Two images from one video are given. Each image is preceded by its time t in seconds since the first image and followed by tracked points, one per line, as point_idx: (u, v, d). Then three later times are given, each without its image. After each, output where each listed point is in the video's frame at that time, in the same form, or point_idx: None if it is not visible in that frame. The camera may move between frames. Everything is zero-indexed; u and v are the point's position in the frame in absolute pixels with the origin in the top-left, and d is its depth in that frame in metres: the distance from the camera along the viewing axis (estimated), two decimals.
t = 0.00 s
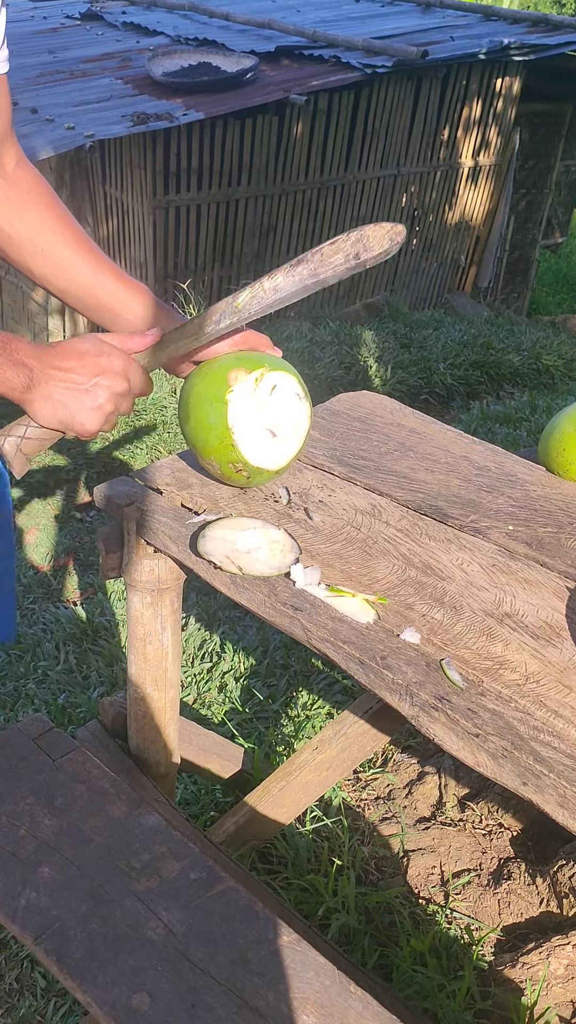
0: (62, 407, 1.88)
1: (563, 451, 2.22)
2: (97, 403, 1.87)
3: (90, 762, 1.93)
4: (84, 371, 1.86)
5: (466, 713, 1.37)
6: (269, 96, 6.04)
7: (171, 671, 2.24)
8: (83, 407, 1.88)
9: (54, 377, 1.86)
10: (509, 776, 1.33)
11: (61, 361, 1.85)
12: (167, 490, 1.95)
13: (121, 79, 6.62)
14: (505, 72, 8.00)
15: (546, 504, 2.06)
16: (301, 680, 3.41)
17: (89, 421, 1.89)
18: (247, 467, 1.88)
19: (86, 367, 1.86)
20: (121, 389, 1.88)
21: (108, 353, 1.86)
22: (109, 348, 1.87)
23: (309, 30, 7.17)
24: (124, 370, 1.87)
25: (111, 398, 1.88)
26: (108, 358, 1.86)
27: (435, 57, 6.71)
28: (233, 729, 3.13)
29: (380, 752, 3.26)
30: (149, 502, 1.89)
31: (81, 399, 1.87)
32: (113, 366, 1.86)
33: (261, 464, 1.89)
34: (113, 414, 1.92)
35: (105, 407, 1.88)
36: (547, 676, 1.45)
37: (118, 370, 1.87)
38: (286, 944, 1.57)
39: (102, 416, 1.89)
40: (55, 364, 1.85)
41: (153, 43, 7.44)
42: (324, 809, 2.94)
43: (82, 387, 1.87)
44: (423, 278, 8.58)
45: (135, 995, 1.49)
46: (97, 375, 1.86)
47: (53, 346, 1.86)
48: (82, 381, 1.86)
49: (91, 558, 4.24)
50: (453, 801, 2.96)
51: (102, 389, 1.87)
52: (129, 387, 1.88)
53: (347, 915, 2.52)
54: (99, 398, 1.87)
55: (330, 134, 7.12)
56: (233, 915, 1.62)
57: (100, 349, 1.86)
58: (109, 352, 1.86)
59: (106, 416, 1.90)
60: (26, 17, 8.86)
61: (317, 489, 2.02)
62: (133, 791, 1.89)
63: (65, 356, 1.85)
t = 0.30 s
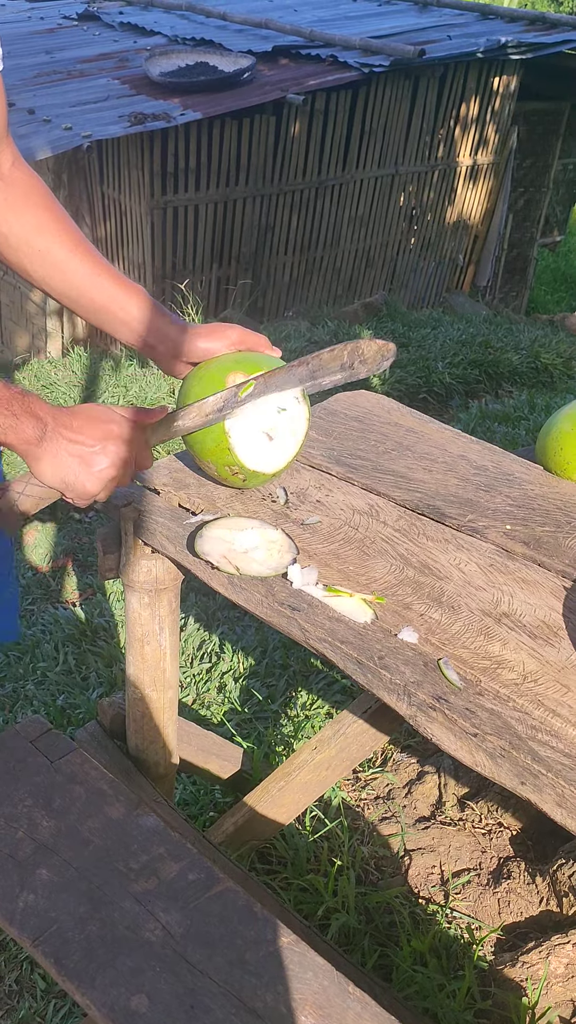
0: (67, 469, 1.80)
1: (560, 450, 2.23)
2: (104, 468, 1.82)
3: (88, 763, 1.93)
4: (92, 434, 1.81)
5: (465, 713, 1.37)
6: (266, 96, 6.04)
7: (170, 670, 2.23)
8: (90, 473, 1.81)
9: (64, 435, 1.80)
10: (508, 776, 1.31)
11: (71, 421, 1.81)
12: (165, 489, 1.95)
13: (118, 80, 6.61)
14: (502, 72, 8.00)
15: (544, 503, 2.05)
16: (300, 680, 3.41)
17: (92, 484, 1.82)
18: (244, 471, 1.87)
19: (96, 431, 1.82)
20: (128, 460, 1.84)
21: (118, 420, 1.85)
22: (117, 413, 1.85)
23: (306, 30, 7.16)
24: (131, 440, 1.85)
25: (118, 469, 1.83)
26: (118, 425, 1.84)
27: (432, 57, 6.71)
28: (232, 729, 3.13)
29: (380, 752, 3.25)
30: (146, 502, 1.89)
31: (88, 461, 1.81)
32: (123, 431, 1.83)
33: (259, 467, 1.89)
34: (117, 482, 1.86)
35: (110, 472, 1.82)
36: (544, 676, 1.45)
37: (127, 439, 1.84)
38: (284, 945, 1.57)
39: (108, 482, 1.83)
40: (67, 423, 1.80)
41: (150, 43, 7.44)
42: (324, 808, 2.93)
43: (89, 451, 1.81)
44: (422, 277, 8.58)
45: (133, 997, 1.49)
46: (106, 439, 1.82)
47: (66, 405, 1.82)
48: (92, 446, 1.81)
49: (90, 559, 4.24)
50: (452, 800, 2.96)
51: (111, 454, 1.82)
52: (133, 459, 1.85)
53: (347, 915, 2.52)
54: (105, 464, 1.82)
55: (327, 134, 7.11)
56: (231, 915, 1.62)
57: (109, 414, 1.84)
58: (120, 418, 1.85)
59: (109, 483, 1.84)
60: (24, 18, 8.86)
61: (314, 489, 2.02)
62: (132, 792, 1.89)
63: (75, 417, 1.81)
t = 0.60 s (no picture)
0: (60, 462, 1.90)
1: (557, 449, 2.23)
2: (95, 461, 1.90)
3: (84, 763, 1.93)
4: (85, 428, 1.90)
5: (460, 712, 1.37)
6: (264, 96, 6.03)
7: (166, 671, 2.23)
8: (82, 466, 1.90)
9: (56, 430, 1.88)
10: (503, 775, 1.33)
11: (65, 415, 1.89)
12: (161, 490, 1.94)
13: (116, 80, 6.61)
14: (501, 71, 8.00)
15: (541, 503, 2.05)
16: (298, 680, 3.41)
17: (83, 479, 1.91)
18: (241, 460, 1.87)
19: (89, 426, 1.90)
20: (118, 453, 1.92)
21: (110, 415, 1.93)
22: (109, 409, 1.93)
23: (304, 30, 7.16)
24: (123, 434, 1.92)
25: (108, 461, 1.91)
26: (110, 419, 1.92)
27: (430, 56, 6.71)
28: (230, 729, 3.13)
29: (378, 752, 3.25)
30: (142, 502, 1.88)
31: (79, 455, 1.90)
32: (114, 426, 1.91)
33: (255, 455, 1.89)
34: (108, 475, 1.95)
35: (101, 466, 1.91)
36: (540, 675, 1.44)
37: (118, 433, 1.91)
38: (279, 945, 1.56)
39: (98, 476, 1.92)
40: (60, 418, 1.88)
41: (149, 43, 7.44)
42: (321, 808, 2.93)
43: (81, 445, 1.90)
44: (420, 277, 8.57)
45: (127, 997, 1.49)
46: (98, 433, 1.90)
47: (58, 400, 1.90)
48: (85, 439, 1.90)
49: (88, 560, 4.24)
50: (450, 800, 2.96)
51: (102, 447, 1.90)
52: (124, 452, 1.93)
53: (344, 914, 2.51)
54: (97, 458, 1.91)
55: (325, 134, 7.11)
56: (226, 915, 1.61)
57: (100, 410, 1.92)
58: (111, 413, 1.93)
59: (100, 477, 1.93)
60: (22, 18, 8.88)
61: (310, 489, 2.02)
62: (127, 793, 1.89)
63: (67, 412, 1.90)
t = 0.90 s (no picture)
0: (62, 381, 1.65)
1: (551, 449, 2.24)
2: (96, 367, 1.65)
3: (80, 764, 1.93)
4: (75, 337, 1.65)
5: (454, 710, 1.38)
6: (259, 95, 6.03)
7: (162, 671, 2.23)
8: (86, 374, 1.65)
9: (47, 353, 1.64)
10: (497, 773, 1.34)
11: (52, 333, 1.64)
12: (156, 489, 1.95)
13: (111, 80, 6.62)
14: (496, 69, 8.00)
15: (535, 503, 2.05)
16: (294, 680, 3.41)
17: (94, 389, 1.67)
18: (228, 476, 1.87)
19: (76, 331, 1.65)
20: (117, 347, 1.67)
21: (96, 315, 1.67)
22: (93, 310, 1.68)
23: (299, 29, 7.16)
24: (115, 327, 1.68)
25: (110, 358, 1.66)
26: (96, 319, 1.67)
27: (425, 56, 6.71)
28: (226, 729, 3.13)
29: (374, 752, 3.25)
30: (137, 503, 1.89)
31: (79, 367, 1.65)
32: (101, 321, 1.66)
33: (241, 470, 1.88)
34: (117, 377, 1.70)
35: (104, 367, 1.66)
36: (535, 675, 1.44)
37: (111, 328, 1.67)
38: (275, 944, 1.57)
39: (106, 380, 1.67)
40: (47, 335, 1.64)
41: (144, 44, 7.43)
42: (318, 808, 2.93)
43: (78, 356, 1.65)
44: (416, 276, 8.57)
45: (123, 998, 1.49)
46: (89, 338, 1.65)
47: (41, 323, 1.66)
48: (78, 348, 1.64)
49: (85, 561, 4.23)
50: (447, 800, 2.96)
51: (98, 349, 1.65)
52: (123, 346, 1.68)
53: (342, 913, 2.52)
54: (97, 361, 1.65)
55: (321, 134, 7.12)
56: (222, 916, 1.62)
57: (87, 314, 1.67)
58: (98, 314, 1.67)
59: (106, 379, 1.67)
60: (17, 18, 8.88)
61: (305, 489, 2.02)
62: (123, 793, 1.89)
63: (52, 330, 1.65)
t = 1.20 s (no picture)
0: (62, 480, 1.75)
1: (550, 445, 2.24)
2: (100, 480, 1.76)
3: (81, 763, 1.93)
4: (88, 445, 1.76)
5: (454, 707, 1.37)
6: (256, 95, 6.03)
7: (163, 670, 2.24)
8: (84, 485, 1.75)
9: (59, 448, 1.75)
10: (498, 770, 1.33)
11: (66, 433, 1.77)
12: (155, 489, 1.95)
13: (107, 80, 6.62)
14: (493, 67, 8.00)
15: (534, 500, 2.05)
16: (294, 679, 3.41)
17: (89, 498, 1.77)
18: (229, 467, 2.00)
19: (90, 441, 1.76)
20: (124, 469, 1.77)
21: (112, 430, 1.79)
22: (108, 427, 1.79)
23: (296, 28, 7.16)
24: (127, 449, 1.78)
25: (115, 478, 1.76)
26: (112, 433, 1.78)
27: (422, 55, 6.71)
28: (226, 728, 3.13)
29: (374, 750, 3.25)
30: (136, 501, 1.89)
31: (84, 471, 1.75)
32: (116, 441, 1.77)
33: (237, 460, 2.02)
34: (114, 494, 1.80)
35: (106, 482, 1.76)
36: (534, 672, 1.45)
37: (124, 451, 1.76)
38: (276, 942, 1.57)
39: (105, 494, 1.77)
40: (61, 436, 1.76)
41: (140, 43, 7.43)
42: (319, 806, 2.94)
43: (85, 465, 1.75)
44: (414, 274, 8.57)
45: (125, 995, 1.49)
46: (100, 450, 1.76)
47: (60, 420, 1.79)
48: (85, 457, 1.75)
49: (84, 560, 4.23)
50: (447, 797, 2.97)
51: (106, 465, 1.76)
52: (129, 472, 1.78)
53: (343, 911, 2.52)
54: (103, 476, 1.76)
55: (318, 132, 7.12)
56: (224, 914, 1.62)
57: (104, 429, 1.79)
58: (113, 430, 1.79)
59: (105, 493, 1.78)
60: (14, 18, 8.87)
61: (304, 488, 2.02)
62: (124, 792, 1.89)
63: (69, 432, 1.77)
